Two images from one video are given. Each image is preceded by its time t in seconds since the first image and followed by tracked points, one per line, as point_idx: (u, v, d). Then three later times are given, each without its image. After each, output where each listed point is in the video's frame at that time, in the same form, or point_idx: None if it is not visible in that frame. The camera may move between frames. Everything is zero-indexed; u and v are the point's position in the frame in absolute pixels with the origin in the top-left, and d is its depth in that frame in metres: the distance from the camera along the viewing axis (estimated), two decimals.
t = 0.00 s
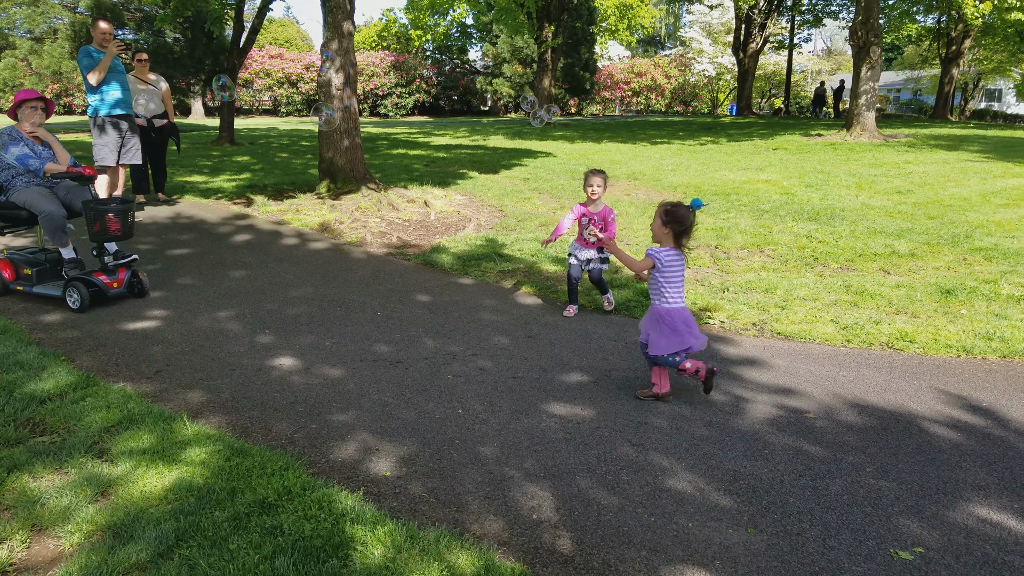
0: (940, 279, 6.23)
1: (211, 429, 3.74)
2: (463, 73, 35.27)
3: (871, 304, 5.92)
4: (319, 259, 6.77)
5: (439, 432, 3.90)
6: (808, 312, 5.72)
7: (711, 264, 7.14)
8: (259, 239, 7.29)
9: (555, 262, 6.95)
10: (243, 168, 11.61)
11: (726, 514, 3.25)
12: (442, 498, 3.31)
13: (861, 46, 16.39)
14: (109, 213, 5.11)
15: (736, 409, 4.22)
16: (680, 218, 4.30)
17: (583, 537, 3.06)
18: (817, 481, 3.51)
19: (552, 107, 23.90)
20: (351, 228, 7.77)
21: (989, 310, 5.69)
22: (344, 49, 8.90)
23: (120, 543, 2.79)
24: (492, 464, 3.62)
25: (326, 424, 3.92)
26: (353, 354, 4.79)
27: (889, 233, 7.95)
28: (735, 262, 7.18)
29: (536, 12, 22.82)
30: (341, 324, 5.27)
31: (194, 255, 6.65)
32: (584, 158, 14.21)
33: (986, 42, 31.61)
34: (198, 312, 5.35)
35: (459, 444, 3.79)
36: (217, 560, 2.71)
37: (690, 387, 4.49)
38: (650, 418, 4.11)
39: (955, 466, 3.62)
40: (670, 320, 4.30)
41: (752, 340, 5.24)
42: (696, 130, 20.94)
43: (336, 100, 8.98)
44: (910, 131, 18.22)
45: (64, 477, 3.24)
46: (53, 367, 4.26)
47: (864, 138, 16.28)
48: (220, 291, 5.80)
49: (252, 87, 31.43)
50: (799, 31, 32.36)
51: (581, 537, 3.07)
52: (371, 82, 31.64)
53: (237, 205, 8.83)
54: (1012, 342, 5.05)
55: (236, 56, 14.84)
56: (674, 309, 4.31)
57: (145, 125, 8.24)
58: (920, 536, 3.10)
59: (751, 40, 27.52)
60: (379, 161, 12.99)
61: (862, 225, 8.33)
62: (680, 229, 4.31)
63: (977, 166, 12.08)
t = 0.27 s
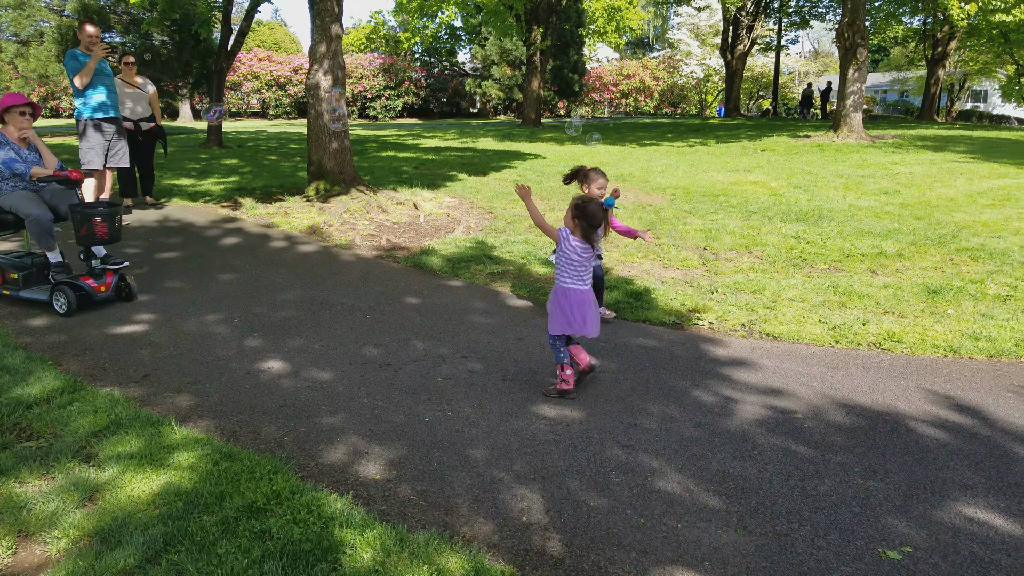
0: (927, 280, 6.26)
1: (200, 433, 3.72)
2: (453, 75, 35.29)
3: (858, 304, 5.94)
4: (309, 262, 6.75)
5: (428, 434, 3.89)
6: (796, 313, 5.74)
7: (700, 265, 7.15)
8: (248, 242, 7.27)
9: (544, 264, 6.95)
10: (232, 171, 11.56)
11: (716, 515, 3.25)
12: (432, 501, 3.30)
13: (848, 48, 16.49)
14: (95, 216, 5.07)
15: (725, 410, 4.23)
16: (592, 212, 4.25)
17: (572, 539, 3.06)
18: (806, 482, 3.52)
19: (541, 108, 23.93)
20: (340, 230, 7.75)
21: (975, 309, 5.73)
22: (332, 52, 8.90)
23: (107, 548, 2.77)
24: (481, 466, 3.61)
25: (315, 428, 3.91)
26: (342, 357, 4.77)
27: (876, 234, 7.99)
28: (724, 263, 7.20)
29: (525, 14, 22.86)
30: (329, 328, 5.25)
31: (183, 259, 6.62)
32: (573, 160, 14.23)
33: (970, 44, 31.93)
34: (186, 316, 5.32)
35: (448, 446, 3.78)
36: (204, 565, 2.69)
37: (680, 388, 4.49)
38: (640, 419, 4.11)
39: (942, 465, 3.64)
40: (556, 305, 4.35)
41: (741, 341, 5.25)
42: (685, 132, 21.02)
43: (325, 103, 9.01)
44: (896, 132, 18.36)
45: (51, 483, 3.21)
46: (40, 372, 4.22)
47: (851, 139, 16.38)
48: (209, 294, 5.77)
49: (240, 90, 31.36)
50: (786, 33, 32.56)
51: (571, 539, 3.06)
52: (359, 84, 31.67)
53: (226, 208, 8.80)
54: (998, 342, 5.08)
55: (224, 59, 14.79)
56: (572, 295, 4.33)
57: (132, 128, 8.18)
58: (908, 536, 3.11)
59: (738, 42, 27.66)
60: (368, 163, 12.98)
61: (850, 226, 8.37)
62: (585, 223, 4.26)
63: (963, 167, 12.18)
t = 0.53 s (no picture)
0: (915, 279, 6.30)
1: (190, 437, 3.70)
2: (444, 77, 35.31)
3: (848, 304, 5.97)
4: (300, 265, 6.73)
5: (419, 436, 3.89)
6: (786, 314, 5.75)
7: (690, 266, 7.17)
8: (240, 245, 7.25)
9: (535, 266, 6.96)
10: (222, 174, 11.53)
11: (708, 515, 3.26)
12: (424, 502, 3.30)
13: (836, 49, 16.56)
14: (85, 219, 5.05)
15: (716, 410, 4.24)
16: (528, 208, 4.37)
17: (564, 540, 3.05)
18: (796, 481, 3.53)
19: (531, 111, 23.97)
20: (331, 233, 7.73)
21: (964, 309, 5.76)
22: (322, 54, 8.87)
23: (97, 553, 2.75)
24: (473, 468, 3.60)
25: (306, 431, 3.89)
26: (333, 360, 4.76)
27: (865, 235, 8.03)
28: (714, 264, 7.22)
29: (515, 17, 22.89)
30: (320, 330, 5.24)
31: (174, 262, 6.59)
32: (564, 162, 14.26)
33: (956, 45, 32.20)
34: (177, 319, 5.29)
35: (440, 448, 3.78)
36: (194, 569, 2.67)
37: (671, 388, 4.50)
38: (631, 420, 4.12)
39: (932, 464, 3.65)
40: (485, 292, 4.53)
41: (732, 342, 5.27)
42: (676, 134, 21.11)
43: (314, 106, 9.01)
44: (884, 133, 18.48)
45: (41, 487, 3.19)
46: (29, 376, 4.19)
47: (840, 140, 16.48)
48: (199, 297, 5.75)
49: (230, 92, 31.29)
50: (775, 35, 32.71)
51: (563, 539, 3.06)
52: (349, 86, 31.52)
53: (216, 211, 8.77)
54: (986, 341, 5.11)
55: (214, 61, 14.74)
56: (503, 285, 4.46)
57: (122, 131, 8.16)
58: (898, 534, 3.12)
59: (728, 44, 27.76)
60: (359, 165, 12.97)
61: (839, 226, 8.41)
62: (519, 218, 4.40)
63: (951, 167, 12.27)
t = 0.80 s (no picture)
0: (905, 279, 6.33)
1: (181, 438, 3.69)
2: (435, 78, 35.32)
3: (838, 304, 6.00)
4: (291, 266, 6.72)
5: (410, 438, 3.88)
6: (777, 313, 5.77)
7: (681, 266, 7.19)
8: (231, 246, 7.22)
9: (527, 266, 6.96)
10: (213, 175, 11.48)
11: (699, 514, 3.26)
12: (415, 504, 3.29)
13: (826, 50, 16.63)
14: (74, 220, 5.02)
15: (707, 410, 4.25)
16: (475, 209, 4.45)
17: (556, 540, 3.05)
18: (787, 480, 3.54)
19: (523, 111, 23.99)
20: (322, 234, 7.71)
21: (953, 308, 5.79)
22: (313, 54, 8.86)
23: (86, 556, 2.73)
24: (465, 469, 3.60)
25: (297, 432, 3.88)
26: (324, 361, 4.75)
27: (855, 235, 8.07)
28: (705, 264, 7.23)
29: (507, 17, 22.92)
30: (311, 331, 5.22)
31: (164, 263, 6.56)
32: (555, 163, 14.27)
33: (945, 46, 32.40)
34: (166, 321, 5.27)
35: (431, 449, 3.77)
36: (184, 571, 2.66)
37: (662, 388, 4.51)
38: (623, 420, 4.12)
39: (921, 463, 3.67)
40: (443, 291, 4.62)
41: (722, 341, 5.28)
42: (667, 134, 21.17)
43: (306, 106, 8.99)
44: (873, 134, 18.59)
45: (29, 490, 3.17)
46: (17, 379, 4.16)
47: (830, 141, 16.57)
48: (190, 299, 5.72)
49: (220, 92, 31.16)
50: (765, 36, 32.85)
51: (555, 540, 3.06)
52: (340, 87, 31.82)
53: (206, 212, 8.73)
54: (975, 340, 5.14)
55: (204, 62, 14.66)
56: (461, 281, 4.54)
57: (110, 131, 8.15)
58: (888, 533, 3.13)
59: (719, 45, 27.87)
60: (351, 166, 12.94)
61: (829, 227, 8.45)
62: (467, 221, 4.47)
63: (939, 167, 12.36)
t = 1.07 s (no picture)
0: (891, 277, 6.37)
1: (168, 442, 3.66)
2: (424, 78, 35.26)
3: (825, 302, 6.03)
4: (279, 267, 6.69)
5: (400, 438, 3.87)
6: (765, 311, 5.80)
7: (670, 265, 7.21)
8: (219, 248, 7.19)
9: (516, 266, 6.96)
10: (200, 176, 11.42)
11: (688, 512, 3.27)
12: (404, 504, 3.28)
13: (814, 49, 16.71)
14: (59, 223, 4.98)
15: (696, 408, 4.26)
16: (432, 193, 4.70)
17: (545, 540, 3.05)
18: (775, 477, 3.55)
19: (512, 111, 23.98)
20: (311, 234, 7.69)
21: (939, 305, 5.83)
22: (300, 55, 8.82)
23: (72, 560, 2.71)
24: (454, 469, 3.59)
25: (286, 434, 3.86)
26: (313, 362, 4.74)
27: (842, 233, 8.11)
28: (694, 263, 7.26)
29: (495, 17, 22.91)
30: (300, 333, 5.21)
31: (152, 266, 6.52)
32: (544, 163, 14.28)
33: (930, 44, 32.67)
34: (154, 323, 5.23)
35: (421, 449, 3.76)
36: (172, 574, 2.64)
37: (652, 387, 4.52)
38: (612, 418, 4.13)
39: (907, 458, 3.70)
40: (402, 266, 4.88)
41: (711, 340, 5.30)
42: (656, 134, 21.22)
43: (294, 106, 8.95)
44: (860, 132, 18.72)
45: (14, 495, 3.14)
46: (2, 383, 4.12)
47: (817, 139, 16.66)
48: (177, 301, 5.69)
49: (207, 93, 30.99)
50: (752, 35, 32.99)
51: (545, 539, 3.06)
52: (329, 87, 31.39)
53: (194, 214, 8.68)
54: (960, 336, 5.18)
55: (191, 62, 14.59)
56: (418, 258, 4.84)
57: (97, 132, 8.08)
58: (875, 528, 3.15)
59: (707, 44, 27.97)
60: (339, 167, 12.90)
61: (817, 225, 8.49)
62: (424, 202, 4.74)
63: (925, 166, 12.45)
